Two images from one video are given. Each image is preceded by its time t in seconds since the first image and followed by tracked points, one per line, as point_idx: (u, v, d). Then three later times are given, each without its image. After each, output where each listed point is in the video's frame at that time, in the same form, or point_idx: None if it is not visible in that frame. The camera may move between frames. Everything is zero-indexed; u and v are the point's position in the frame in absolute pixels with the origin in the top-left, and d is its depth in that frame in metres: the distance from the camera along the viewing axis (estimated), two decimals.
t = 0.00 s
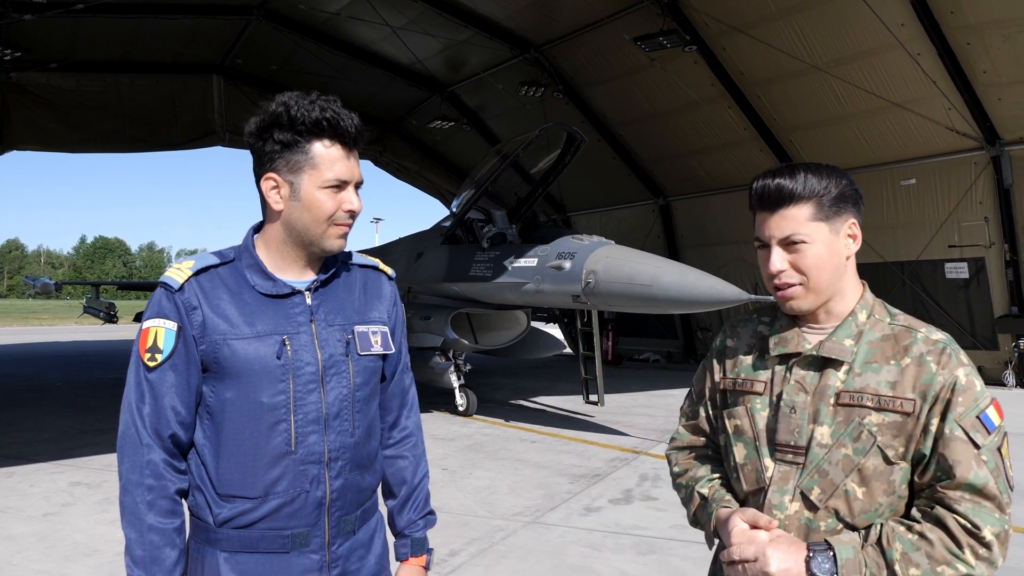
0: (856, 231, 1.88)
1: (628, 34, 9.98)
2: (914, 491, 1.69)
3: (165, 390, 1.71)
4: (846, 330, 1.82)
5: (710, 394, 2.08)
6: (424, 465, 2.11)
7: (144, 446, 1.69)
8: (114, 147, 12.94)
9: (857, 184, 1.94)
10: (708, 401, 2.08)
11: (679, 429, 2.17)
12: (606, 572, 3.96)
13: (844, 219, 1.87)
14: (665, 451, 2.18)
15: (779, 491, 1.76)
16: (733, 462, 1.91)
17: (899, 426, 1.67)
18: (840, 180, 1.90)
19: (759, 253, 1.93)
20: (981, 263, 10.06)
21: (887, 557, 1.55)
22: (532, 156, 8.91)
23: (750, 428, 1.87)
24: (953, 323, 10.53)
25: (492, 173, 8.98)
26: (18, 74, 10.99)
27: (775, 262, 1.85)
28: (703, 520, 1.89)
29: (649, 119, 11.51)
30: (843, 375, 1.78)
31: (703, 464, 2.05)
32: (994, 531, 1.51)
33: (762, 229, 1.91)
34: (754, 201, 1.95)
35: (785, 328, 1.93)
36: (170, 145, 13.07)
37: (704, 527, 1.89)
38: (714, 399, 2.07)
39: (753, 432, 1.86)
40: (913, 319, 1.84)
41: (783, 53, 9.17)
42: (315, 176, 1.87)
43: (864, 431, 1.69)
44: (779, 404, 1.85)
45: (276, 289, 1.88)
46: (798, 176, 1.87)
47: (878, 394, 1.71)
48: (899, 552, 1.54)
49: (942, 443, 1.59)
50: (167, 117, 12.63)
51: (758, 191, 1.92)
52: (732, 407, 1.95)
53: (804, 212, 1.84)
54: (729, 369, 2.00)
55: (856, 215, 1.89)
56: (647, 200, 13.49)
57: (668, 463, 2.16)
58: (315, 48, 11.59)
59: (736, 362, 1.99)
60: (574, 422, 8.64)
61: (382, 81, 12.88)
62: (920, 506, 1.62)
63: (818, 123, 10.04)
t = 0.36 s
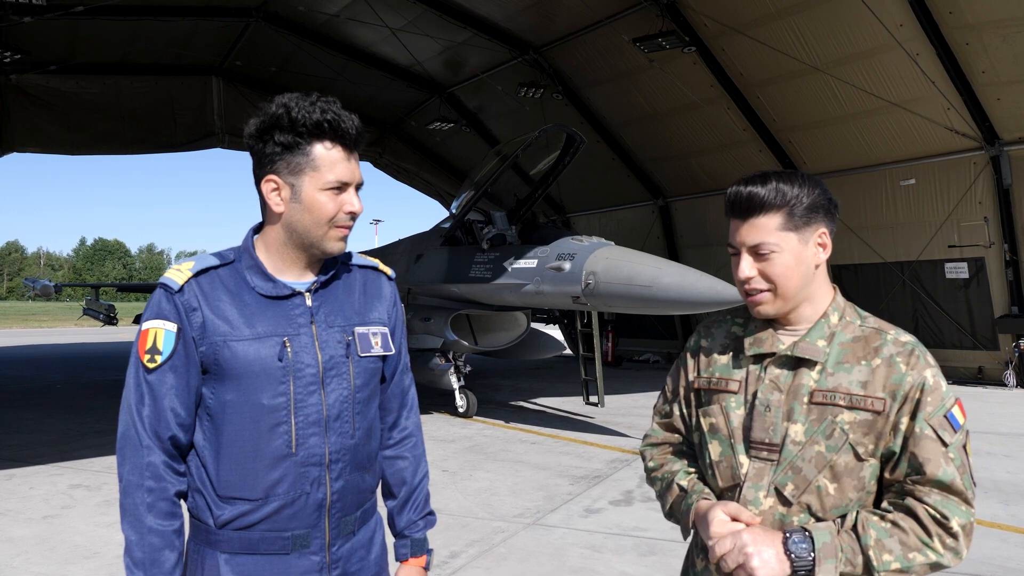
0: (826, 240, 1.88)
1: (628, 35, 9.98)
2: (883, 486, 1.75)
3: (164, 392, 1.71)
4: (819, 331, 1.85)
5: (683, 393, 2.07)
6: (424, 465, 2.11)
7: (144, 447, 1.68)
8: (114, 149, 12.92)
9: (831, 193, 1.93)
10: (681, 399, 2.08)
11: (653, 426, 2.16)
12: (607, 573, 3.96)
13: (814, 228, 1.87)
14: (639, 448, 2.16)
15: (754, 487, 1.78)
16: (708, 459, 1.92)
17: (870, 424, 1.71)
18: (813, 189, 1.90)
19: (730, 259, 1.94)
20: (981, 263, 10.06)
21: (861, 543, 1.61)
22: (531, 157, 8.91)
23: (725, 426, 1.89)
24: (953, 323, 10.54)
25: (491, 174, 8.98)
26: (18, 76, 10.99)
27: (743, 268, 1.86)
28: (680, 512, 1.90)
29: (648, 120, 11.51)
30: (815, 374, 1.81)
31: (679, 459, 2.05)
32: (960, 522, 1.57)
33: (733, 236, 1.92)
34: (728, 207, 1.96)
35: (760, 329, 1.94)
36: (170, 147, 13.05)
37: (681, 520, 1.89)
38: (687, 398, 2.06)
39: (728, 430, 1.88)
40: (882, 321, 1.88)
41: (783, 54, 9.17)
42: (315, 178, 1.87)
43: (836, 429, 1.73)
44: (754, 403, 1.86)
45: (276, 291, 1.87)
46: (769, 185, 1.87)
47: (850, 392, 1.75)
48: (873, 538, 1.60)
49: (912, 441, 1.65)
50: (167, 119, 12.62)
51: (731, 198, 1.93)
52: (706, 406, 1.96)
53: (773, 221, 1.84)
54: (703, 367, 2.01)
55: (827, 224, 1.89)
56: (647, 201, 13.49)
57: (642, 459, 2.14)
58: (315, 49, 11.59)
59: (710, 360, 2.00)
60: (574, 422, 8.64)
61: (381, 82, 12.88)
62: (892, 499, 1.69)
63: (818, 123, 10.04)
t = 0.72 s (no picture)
0: (808, 244, 1.88)
1: (627, 33, 9.97)
2: (864, 480, 1.77)
3: (163, 389, 1.70)
4: (802, 329, 1.86)
5: (667, 388, 2.08)
6: (424, 463, 2.10)
7: (143, 445, 1.68)
8: (112, 149, 12.76)
9: (816, 197, 1.93)
10: (665, 395, 2.09)
11: (637, 419, 2.16)
12: (607, 571, 3.96)
13: (797, 233, 1.87)
14: (622, 439, 2.14)
15: (740, 482, 1.80)
16: (693, 454, 1.93)
17: (852, 421, 1.73)
18: (796, 193, 1.90)
19: (714, 260, 1.94)
20: (980, 262, 10.06)
21: (844, 532, 1.60)
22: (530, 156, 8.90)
23: (710, 422, 1.89)
24: (952, 322, 10.54)
25: (491, 173, 8.97)
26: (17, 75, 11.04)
27: (725, 271, 1.86)
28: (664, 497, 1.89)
29: (648, 118, 11.50)
30: (800, 371, 1.82)
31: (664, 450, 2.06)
32: (939, 513, 1.58)
33: (718, 238, 1.92)
34: (713, 210, 1.96)
35: (743, 328, 1.95)
36: (169, 145, 12.91)
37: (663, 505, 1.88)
38: (671, 394, 2.07)
39: (714, 426, 1.89)
40: (863, 319, 1.90)
41: (783, 52, 9.16)
42: (315, 176, 1.86)
43: (819, 426, 1.75)
44: (739, 400, 1.87)
45: (276, 287, 1.87)
46: (753, 188, 1.87)
47: (833, 389, 1.76)
48: (856, 528, 1.59)
49: (892, 436, 1.67)
50: (166, 117, 12.56)
51: (716, 200, 1.93)
52: (691, 403, 1.97)
53: (756, 225, 1.84)
54: (687, 364, 2.01)
55: (810, 229, 1.90)
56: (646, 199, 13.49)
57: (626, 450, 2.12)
58: (313, 47, 11.57)
59: (694, 358, 2.00)
60: (573, 421, 8.64)
61: (380, 80, 12.86)
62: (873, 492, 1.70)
63: (818, 122, 10.04)
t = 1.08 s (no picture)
0: (815, 247, 1.88)
1: (628, 34, 9.97)
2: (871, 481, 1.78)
3: (163, 389, 1.70)
4: (810, 331, 1.86)
5: (673, 392, 2.07)
6: (424, 465, 2.10)
7: (142, 445, 1.67)
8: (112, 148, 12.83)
9: (823, 199, 1.93)
10: (671, 398, 2.08)
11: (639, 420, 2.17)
12: (606, 572, 3.96)
13: (804, 234, 1.86)
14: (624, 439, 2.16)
15: (747, 484, 1.80)
16: (700, 457, 1.93)
17: (860, 422, 1.74)
18: (805, 195, 1.89)
19: (721, 261, 1.94)
20: (979, 263, 10.07)
21: (862, 523, 1.59)
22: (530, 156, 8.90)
23: (717, 424, 1.89)
24: (952, 323, 10.54)
25: (491, 173, 8.97)
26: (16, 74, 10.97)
27: (733, 271, 1.85)
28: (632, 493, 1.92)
29: (648, 119, 11.50)
30: (807, 373, 1.83)
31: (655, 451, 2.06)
32: (951, 509, 1.60)
33: (725, 238, 1.91)
34: (721, 210, 1.96)
35: (750, 328, 1.95)
36: (168, 145, 12.94)
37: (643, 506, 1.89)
38: (677, 397, 2.06)
39: (721, 428, 1.88)
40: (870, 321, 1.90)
41: (781, 53, 9.17)
42: (317, 177, 1.86)
43: (827, 427, 1.75)
44: (746, 402, 1.88)
45: (276, 288, 1.86)
46: (761, 189, 1.86)
47: (840, 391, 1.77)
48: (874, 519, 1.59)
49: (900, 434, 1.67)
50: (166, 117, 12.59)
51: (724, 201, 1.92)
52: (698, 405, 1.96)
53: (763, 226, 1.84)
54: (694, 366, 2.01)
55: (818, 230, 1.89)
56: (646, 200, 13.49)
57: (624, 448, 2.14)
58: (313, 48, 11.57)
59: (701, 360, 2.00)
60: (573, 421, 8.64)
61: (380, 81, 12.86)
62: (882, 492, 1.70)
63: (818, 123, 10.04)
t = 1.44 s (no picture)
0: (837, 239, 1.85)
1: (627, 33, 9.96)
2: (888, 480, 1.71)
3: (153, 388, 1.69)
4: (829, 327, 1.85)
5: (691, 385, 2.07)
6: (411, 464, 2.10)
7: (132, 445, 1.66)
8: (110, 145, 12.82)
9: (847, 192, 1.91)
10: (688, 391, 2.07)
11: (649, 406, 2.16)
12: (604, 570, 3.95)
13: (825, 226, 1.84)
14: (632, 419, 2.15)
15: (762, 481, 1.79)
16: (715, 452, 1.93)
17: (877, 418, 1.69)
18: (827, 185, 1.88)
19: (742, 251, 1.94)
20: (978, 263, 10.06)
21: (885, 539, 1.47)
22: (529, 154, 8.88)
23: (735, 421, 1.89)
24: (950, 323, 10.54)
25: (490, 171, 8.96)
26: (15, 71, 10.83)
27: (752, 261, 1.85)
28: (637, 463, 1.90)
29: (647, 117, 11.49)
30: (824, 369, 1.81)
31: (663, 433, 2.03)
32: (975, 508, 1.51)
33: (746, 228, 1.92)
34: (742, 201, 1.96)
35: (771, 323, 1.96)
36: (166, 142, 13.10)
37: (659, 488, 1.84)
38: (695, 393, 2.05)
39: (738, 424, 1.88)
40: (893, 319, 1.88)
41: (780, 52, 9.16)
42: (311, 174, 1.85)
43: (841, 423, 1.72)
44: (763, 398, 1.87)
45: (267, 286, 1.86)
46: (782, 179, 1.86)
47: (856, 386, 1.74)
48: (897, 533, 1.48)
49: (917, 425, 1.61)
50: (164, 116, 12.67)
51: (744, 191, 1.93)
52: (715, 400, 1.97)
53: (783, 216, 1.83)
54: (714, 362, 2.02)
55: (841, 223, 1.87)
56: (645, 199, 13.49)
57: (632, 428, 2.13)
58: (312, 45, 11.55)
59: (721, 356, 2.01)
60: (572, 420, 8.63)
61: (379, 78, 12.84)
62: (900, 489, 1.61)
63: (817, 122, 10.03)
